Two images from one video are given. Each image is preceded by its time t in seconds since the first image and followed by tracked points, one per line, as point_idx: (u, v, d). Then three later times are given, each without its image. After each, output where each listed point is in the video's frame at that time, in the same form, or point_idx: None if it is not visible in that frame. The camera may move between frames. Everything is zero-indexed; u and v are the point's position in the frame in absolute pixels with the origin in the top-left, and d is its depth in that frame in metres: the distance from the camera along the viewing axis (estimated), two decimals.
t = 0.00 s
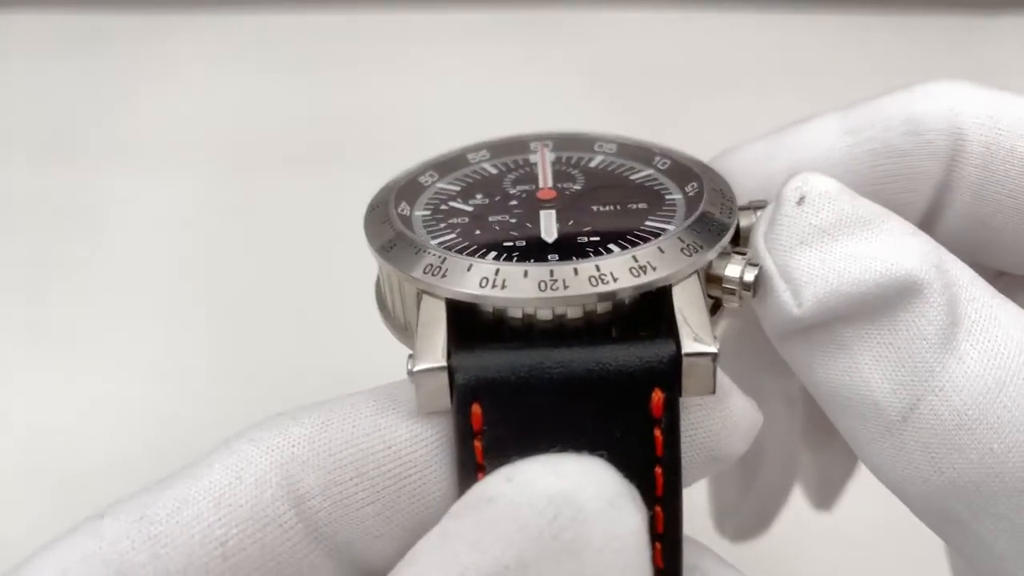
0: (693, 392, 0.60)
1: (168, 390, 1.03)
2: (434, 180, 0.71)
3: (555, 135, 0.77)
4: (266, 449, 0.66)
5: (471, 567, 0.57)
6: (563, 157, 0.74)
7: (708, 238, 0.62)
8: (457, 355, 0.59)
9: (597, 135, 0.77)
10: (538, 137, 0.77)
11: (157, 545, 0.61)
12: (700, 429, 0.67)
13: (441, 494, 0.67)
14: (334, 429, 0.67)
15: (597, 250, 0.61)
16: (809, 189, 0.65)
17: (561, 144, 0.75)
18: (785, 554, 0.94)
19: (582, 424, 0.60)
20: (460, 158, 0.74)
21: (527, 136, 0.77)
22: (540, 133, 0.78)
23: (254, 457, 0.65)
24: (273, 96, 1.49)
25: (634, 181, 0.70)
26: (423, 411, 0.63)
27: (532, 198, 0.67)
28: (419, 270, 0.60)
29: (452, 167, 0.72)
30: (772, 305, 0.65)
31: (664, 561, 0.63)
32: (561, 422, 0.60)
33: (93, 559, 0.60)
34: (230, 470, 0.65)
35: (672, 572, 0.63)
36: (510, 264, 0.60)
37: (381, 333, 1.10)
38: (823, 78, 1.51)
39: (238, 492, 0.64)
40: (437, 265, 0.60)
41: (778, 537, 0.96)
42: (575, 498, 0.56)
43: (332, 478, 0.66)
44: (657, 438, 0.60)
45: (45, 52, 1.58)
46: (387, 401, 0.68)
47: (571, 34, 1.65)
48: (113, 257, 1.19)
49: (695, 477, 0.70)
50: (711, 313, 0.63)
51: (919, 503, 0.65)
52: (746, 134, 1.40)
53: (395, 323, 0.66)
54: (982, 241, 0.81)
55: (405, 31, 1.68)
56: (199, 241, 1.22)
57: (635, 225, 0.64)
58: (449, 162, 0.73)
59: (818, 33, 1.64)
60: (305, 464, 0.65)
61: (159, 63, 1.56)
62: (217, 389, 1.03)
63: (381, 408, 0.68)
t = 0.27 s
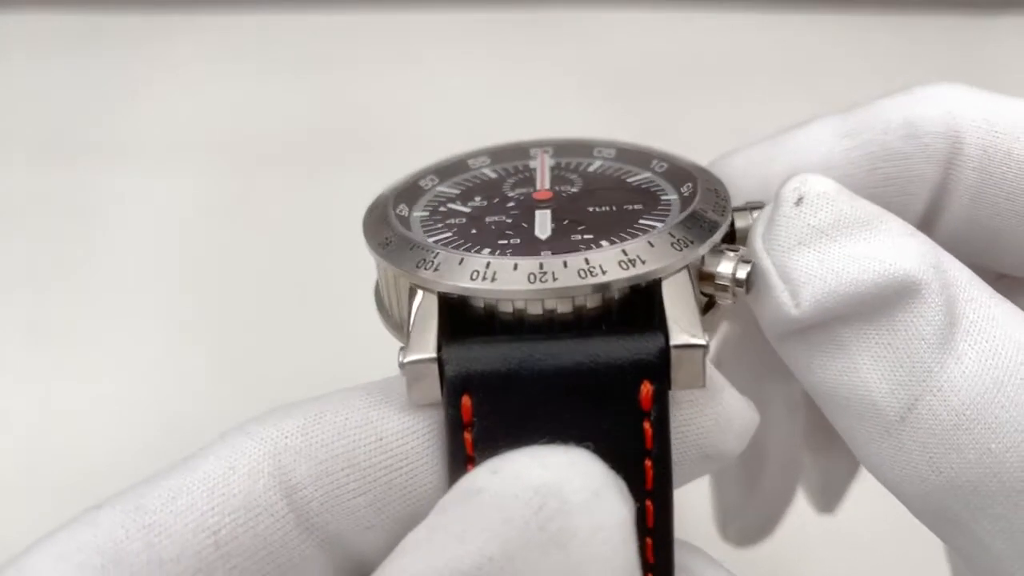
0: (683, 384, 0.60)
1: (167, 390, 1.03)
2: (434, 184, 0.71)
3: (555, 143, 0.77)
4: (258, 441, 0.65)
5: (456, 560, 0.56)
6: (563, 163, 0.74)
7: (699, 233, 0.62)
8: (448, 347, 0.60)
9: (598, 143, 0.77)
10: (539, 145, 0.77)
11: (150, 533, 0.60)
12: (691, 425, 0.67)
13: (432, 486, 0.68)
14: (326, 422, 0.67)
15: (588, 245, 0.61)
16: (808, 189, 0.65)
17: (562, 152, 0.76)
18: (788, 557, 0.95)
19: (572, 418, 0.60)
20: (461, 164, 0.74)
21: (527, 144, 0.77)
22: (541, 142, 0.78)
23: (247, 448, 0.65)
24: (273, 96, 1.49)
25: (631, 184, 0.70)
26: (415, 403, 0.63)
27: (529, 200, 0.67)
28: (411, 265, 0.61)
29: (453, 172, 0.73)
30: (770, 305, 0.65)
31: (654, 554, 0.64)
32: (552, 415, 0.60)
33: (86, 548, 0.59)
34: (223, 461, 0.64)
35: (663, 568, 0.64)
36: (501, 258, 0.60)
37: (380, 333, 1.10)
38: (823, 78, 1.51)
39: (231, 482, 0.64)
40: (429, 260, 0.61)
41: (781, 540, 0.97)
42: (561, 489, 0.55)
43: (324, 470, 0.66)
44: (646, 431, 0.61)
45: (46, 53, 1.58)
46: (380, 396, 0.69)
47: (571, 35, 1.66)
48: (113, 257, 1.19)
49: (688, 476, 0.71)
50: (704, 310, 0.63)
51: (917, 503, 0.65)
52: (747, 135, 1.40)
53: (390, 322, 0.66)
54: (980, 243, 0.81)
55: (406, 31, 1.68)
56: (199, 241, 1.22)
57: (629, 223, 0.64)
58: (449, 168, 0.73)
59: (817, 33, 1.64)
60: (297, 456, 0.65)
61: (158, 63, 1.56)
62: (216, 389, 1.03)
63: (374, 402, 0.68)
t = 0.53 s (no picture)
0: (670, 376, 0.61)
1: (167, 389, 1.04)
2: (432, 189, 0.72)
3: (551, 152, 0.78)
4: (255, 435, 0.67)
5: (448, 552, 0.55)
6: (558, 170, 0.75)
7: (689, 232, 0.63)
8: (442, 341, 0.61)
9: (594, 151, 0.78)
10: (536, 152, 0.78)
11: (148, 524, 0.61)
12: (682, 421, 0.68)
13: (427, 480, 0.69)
14: (322, 416, 0.68)
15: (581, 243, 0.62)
16: (797, 192, 0.66)
17: (558, 160, 0.77)
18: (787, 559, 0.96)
19: (565, 413, 0.60)
20: (459, 170, 0.75)
21: (524, 154, 0.78)
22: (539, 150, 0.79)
23: (244, 442, 0.66)
24: (273, 96, 1.50)
25: (624, 188, 0.71)
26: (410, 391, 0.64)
27: (523, 203, 0.68)
28: (406, 262, 0.62)
29: (452, 178, 0.74)
30: (760, 306, 0.66)
31: (646, 547, 0.64)
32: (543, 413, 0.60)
33: (84, 538, 0.59)
34: (219, 454, 0.65)
35: (654, 563, 0.64)
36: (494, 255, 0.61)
37: (378, 333, 1.11)
38: (820, 79, 1.52)
39: (227, 474, 0.64)
40: (424, 257, 0.62)
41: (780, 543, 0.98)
42: (552, 481, 0.56)
43: (321, 463, 0.67)
44: (636, 423, 0.61)
45: (47, 53, 1.59)
46: (374, 391, 0.70)
47: (570, 36, 1.66)
48: (113, 257, 1.20)
49: (683, 473, 0.72)
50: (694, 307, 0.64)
51: (905, 501, 0.66)
52: (743, 136, 1.40)
53: (386, 322, 0.67)
54: (970, 246, 0.82)
55: (406, 32, 1.69)
56: (199, 241, 1.23)
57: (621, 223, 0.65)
58: (447, 174, 0.75)
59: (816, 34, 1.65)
60: (294, 448, 0.66)
61: (157, 63, 1.57)
62: (216, 390, 1.04)
63: (368, 398, 0.69)
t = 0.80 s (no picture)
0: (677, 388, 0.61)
1: (167, 389, 1.04)
2: (432, 184, 0.72)
3: (553, 145, 0.78)
4: (263, 442, 0.66)
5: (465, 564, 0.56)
6: (559, 164, 0.75)
7: (697, 239, 0.63)
8: (449, 350, 0.60)
9: (595, 144, 0.78)
10: (537, 144, 0.78)
11: (156, 535, 0.61)
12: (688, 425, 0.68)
13: (432, 485, 0.69)
14: (330, 423, 0.68)
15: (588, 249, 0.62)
16: (798, 195, 0.66)
17: (559, 154, 0.77)
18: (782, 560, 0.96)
19: (571, 423, 0.61)
20: (459, 164, 0.75)
21: (523, 146, 0.78)
22: (540, 142, 0.79)
23: (251, 450, 0.66)
24: (273, 96, 1.50)
25: (627, 187, 0.71)
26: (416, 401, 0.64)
27: (526, 203, 0.68)
28: (413, 267, 0.62)
29: (452, 172, 0.74)
30: (761, 310, 0.66)
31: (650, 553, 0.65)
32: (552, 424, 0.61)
33: (91, 551, 0.59)
34: (226, 462, 0.65)
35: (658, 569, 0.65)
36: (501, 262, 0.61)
37: (378, 334, 1.11)
38: (819, 79, 1.52)
39: (234, 484, 0.64)
40: (431, 262, 0.62)
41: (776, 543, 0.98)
42: (567, 490, 0.57)
43: (329, 469, 0.67)
44: (642, 432, 0.62)
45: (47, 53, 1.59)
46: (383, 397, 0.69)
47: (570, 35, 1.66)
48: (113, 257, 1.20)
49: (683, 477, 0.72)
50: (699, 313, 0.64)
51: (908, 505, 0.66)
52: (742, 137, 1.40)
53: (388, 323, 0.67)
54: (972, 247, 0.82)
55: (406, 31, 1.69)
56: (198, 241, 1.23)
57: (626, 227, 0.65)
58: (448, 168, 0.74)
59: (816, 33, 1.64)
60: (303, 455, 0.66)
61: (157, 62, 1.57)
62: (216, 391, 1.04)
63: (377, 404, 0.69)
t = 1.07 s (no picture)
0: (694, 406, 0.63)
1: (171, 390, 1.04)
2: (440, 169, 0.71)
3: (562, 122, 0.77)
4: (285, 455, 0.67)
5: None
6: (569, 147, 0.74)
7: (717, 253, 0.63)
8: (468, 368, 0.62)
9: (605, 124, 0.77)
10: (545, 121, 0.77)
11: (183, 553, 0.61)
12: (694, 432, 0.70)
13: (450, 493, 0.71)
14: (353, 436, 0.69)
15: (606, 261, 0.62)
16: (810, 191, 0.66)
17: (567, 134, 0.76)
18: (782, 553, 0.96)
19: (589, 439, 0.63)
20: (466, 144, 0.74)
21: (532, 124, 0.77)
22: (548, 120, 0.78)
23: (273, 462, 0.67)
24: (273, 95, 1.49)
25: (640, 178, 0.70)
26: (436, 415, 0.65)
27: (539, 197, 0.68)
28: (431, 279, 0.61)
29: (459, 155, 0.73)
30: (773, 307, 0.65)
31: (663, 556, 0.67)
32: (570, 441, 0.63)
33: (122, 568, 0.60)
34: (249, 476, 0.66)
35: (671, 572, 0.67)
36: (521, 279, 0.61)
37: (382, 334, 1.11)
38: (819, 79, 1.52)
39: (259, 498, 0.65)
40: (450, 275, 0.61)
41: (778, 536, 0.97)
42: (601, 509, 0.60)
43: (352, 480, 0.68)
44: (659, 448, 0.64)
45: (45, 52, 1.58)
46: (404, 408, 0.70)
47: (570, 34, 1.66)
48: (116, 259, 1.19)
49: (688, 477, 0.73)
50: (714, 323, 0.65)
51: (920, 504, 0.66)
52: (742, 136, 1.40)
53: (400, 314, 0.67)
54: (984, 243, 0.82)
55: (405, 27, 1.68)
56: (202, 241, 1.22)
57: (642, 232, 0.64)
58: (455, 150, 0.73)
59: (817, 30, 1.63)
60: (326, 469, 0.67)
61: (156, 62, 1.56)
62: (220, 392, 1.04)
63: (398, 418, 0.70)
